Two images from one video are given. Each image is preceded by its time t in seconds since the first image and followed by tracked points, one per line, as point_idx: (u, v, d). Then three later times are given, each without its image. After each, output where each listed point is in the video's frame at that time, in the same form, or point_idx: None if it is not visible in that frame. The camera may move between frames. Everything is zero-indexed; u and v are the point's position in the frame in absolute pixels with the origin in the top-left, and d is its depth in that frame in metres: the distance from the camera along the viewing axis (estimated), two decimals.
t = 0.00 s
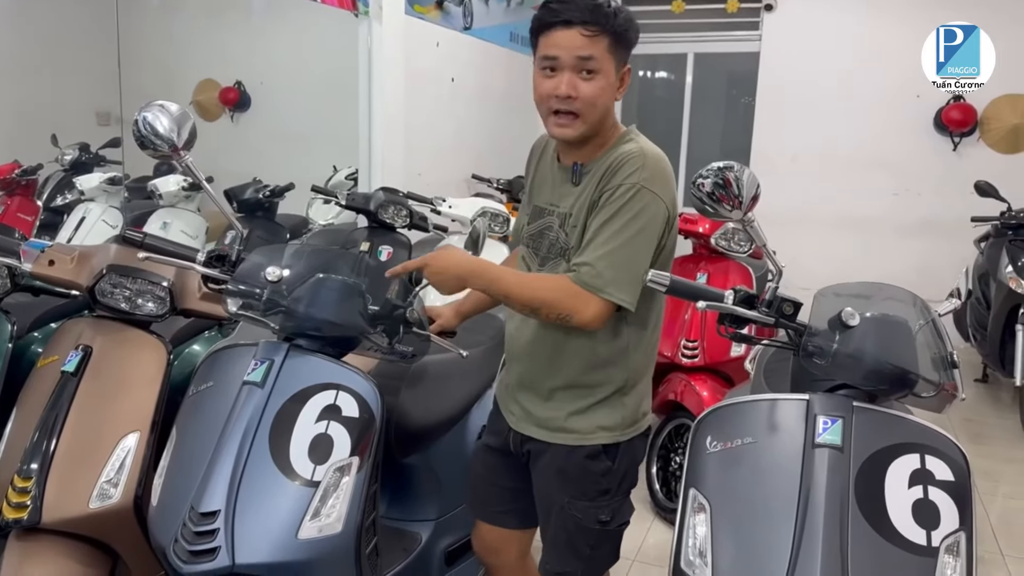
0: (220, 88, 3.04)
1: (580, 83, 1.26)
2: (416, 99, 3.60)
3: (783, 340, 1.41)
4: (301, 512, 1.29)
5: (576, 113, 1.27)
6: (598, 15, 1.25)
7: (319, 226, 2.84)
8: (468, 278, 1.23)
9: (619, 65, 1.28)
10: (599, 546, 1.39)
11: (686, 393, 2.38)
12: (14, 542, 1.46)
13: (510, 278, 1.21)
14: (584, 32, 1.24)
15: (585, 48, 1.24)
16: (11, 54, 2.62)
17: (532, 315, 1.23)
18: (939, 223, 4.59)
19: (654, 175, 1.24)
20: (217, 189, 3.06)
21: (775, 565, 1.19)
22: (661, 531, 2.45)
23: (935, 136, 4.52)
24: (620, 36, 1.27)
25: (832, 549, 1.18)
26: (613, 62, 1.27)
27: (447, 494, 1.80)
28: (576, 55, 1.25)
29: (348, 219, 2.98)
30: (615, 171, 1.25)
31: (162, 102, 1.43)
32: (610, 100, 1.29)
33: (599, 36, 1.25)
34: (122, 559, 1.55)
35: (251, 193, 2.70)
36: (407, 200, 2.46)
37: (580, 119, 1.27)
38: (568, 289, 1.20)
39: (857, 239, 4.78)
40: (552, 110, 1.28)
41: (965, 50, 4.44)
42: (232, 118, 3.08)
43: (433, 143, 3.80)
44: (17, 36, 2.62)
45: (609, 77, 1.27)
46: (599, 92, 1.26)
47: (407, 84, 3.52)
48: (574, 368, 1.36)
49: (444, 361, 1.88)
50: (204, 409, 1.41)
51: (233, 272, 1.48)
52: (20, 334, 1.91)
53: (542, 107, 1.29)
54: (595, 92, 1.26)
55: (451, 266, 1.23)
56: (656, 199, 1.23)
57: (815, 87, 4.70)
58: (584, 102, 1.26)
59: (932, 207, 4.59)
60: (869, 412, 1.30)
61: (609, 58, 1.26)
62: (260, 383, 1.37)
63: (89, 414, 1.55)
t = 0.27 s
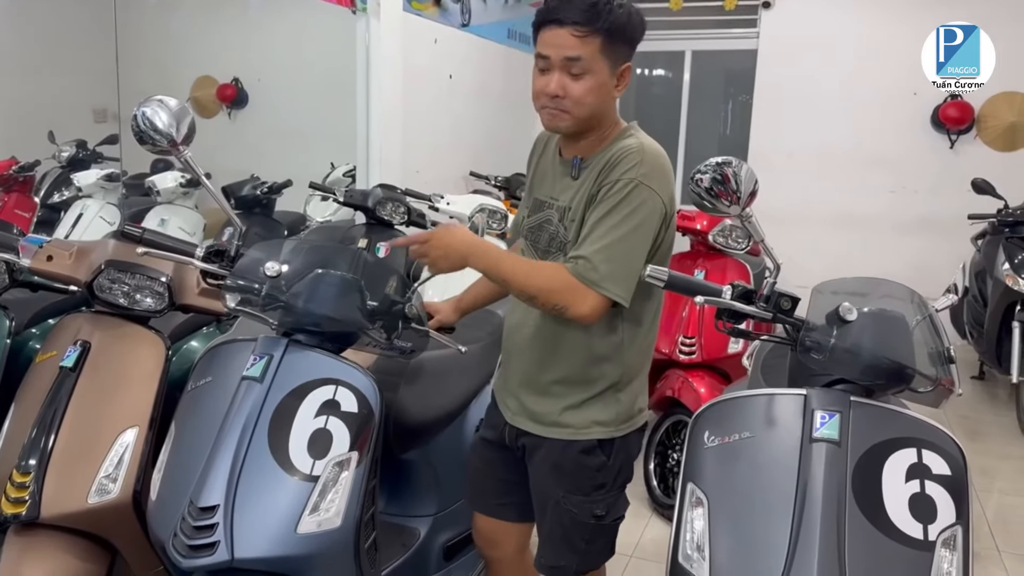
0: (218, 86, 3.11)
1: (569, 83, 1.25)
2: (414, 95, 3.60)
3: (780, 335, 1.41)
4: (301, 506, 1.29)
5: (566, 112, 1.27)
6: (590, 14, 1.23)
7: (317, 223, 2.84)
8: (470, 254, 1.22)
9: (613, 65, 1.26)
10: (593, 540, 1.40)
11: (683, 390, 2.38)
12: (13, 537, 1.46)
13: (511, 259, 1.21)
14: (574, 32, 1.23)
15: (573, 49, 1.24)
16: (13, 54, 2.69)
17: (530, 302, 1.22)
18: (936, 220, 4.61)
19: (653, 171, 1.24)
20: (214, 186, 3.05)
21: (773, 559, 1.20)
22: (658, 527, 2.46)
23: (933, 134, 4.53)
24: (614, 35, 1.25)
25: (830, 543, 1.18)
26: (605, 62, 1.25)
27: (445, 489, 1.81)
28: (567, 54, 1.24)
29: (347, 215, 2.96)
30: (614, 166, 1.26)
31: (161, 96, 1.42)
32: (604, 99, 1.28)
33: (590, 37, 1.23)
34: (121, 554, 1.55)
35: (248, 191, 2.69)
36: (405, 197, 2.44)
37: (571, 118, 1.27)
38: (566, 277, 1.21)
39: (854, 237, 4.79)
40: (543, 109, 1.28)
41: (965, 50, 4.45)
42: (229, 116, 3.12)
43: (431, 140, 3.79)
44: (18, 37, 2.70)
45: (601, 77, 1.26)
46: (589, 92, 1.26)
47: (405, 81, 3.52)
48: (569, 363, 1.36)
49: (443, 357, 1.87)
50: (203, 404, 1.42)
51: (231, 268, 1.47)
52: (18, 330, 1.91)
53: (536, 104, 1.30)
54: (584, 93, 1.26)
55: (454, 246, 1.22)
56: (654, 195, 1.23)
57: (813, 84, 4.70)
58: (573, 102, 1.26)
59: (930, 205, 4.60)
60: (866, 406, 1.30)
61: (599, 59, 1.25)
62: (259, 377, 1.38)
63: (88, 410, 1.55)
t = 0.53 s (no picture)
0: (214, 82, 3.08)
1: (529, 84, 1.28)
2: (411, 92, 3.60)
3: (775, 328, 1.42)
4: (298, 498, 1.30)
5: (532, 111, 1.30)
6: (538, 16, 1.24)
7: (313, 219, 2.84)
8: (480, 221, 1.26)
9: (570, 63, 1.25)
10: (582, 532, 1.40)
11: (679, 385, 2.39)
12: (11, 530, 1.46)
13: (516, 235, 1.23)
14: (524, 35, 1.24)
15: (526, 50, 1.26)
16: (14, 54, 2.79)
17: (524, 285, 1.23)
18: (932, 218, 4.62)
19: (643, 167, 1.24)
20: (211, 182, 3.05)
21: (768, 548, 1.21)
22: (654, 522, 2.46)
23: (928, 132, 4.55)
24: (569, 34, 1.23)
25: (825, 533, 1.19)
26: (559, 63, 1.25)
27: (441, 482, 1.81)
28: (524, 56, 1.26)
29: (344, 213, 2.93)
30: (605, 161, 1.25)
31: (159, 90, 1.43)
32: (568, 97, 1.27)
33: (539, 37, 1.24)
34: (119, 547, 1.56)
35: (245, 186, 2.70)
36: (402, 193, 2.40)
37: (537, 117, 1.30)
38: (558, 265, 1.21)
39: (849, 233, 4.80)
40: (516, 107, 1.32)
41: (965, 50, 4.46)
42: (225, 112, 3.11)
43: (428, 136, 3.80)
44: (18, 36, 2.81)
45: (555, 77, 1.25)
46: (547, 92, 1.27)
47: (403, 78, 3.52)
48: (560, 356, 1.36)
49: (441, 351, 1.88)
50: (202, 397, 1.42)
51: (230, 261, 1.48)
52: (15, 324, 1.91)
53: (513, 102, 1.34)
54: (540, 93, 1.27)
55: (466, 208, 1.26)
56: (643, 192, 1.23)
57: (809, 82, 4.71)
58: (533, 102, 1.28)
59: (925, 202, 4.62)
60: (860, 398, 1.31)
61: (551, 60, 1.24)
62: (256, 369, 1.38)
63: (85, 402, 1.56)
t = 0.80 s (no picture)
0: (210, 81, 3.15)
1: (517, 83, 1.28)
2: (409, 89, 3.60)
3: (772, 323, 1.43)
4: (296, 492, 1.31)
5: (522, 109, 1.30)
6: (523, 15, 1.25)
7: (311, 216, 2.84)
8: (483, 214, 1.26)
9: (556, 60, 1.25)
10: (578, 526, 1.39)
11: (676, 381, 2.40)
12: (9, 525, 1.47)
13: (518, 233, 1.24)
14: (510, 35, 1.25)
15: (513, 49, 1.26)
16: (13, 55, 2.84)
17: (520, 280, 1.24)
18: (928, 216, 4.64)
19: (634, 164, 1.24)
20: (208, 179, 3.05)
21: (763, 541, 1.22)
22: (651, 518, 2.47)
23: (924, 130, 4.56)
24: (555, 31, 1.24)
25: (820, 526, 1.20)
26: (546, 61, 1.25)
27: (439, 477, 1.82)
28: (511, 54, 1.27)
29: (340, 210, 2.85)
30: (596, 159, 1.26)
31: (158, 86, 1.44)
32: (556, 94, 1.28)
33: (525, 36, 1.25)
34: (117, 542, 1.56)
35: (242, 183, 2.70)
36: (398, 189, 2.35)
37: (527, 115, 1.30)
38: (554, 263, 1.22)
39: (845, 230, 4.81)
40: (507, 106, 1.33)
41: (965, 50, 4.47)
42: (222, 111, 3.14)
43: (425, 133, 3.80)
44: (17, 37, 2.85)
45: (542, 74, 1.26)
46: (536, 90, 1.27)
47: (401, 76, 3.52)
48: (554, 351, 1.37)
49: (439, 346, 1.89)
50: (200, 392, 1.42)
51: (227, 256, 1.48)
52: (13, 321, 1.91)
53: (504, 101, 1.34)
54: (529, 91, 1.27)
55: (469, 199, 1.25)
56: (634, 189, 1.23)
57: (806, 80, 4.72)
58: (523, 101, 1.29)
59: (921, 200, 4.64)
60: (855, 392, 1.32)
61: (538, 58, 1.25)
62: (254, 364, 1.38)
63: (83, 398, 1.56)
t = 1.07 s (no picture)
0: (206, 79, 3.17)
1: (511, 85, 1.29)
2: (406, 89, 3.60)
3: (770, 320, 1.44)
4: (296, 488, 1.31)
5: (516, 110, 1.31)
6: (514, 17, 1.25)
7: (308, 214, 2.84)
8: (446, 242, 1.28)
9: (549, 61, 1.26)
10: (577, 522, 1.40)
11: (674, 380, 2.40)
12: (9, 522, 1.47)
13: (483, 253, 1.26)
14: (503, 37, 1.26)
15: (505, 52, 1.27)
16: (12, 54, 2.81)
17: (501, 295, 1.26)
18: (924, 215, 4.66)
19: (624, 165, 1.23)
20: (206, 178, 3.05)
21: (761, 537, 1.23)
22: (649, 516, 2.48)
23: (920, 130, 4.58)
24: (546, 32, 1.24)
25: (818, 522, 1.21)
26: (539, 62, 1.26)
27: (438, 474, 1.82)
28: (504, 57, 1.28)
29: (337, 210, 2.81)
30: (586, 161, 1.26)
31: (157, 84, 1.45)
32: (550, 95, 1.28)
33: (517, 38, 1.25)
34: (116, 539, 1.56)
35: (240, 182, 2.70)
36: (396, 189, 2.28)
37: (522, 116, 1.31)
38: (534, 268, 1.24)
39: (842, 229, 4.82)
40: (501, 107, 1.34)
41: (965, 50, 4.48)
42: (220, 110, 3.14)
43: (423, 132, 3.80)
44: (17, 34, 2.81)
45: (536, 75, 1.27)
46: (530, 91, 1.28)
47: (399, 75, 3.52)
48: (551, 349, 1.38)
49: (438, 344, 1.88)
50: (200, 389, 1.43)
51: (227, 253, 1.48)
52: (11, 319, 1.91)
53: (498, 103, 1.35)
54: (523, 93, 1.28)
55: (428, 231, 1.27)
56: (623, 191, 1.23)
57: (803, 80, 4.73)
58: (517, 102, 1.29)
59: (918, 200, 4.65)
60: (852, 388, 1.32)
61: (531, 59, 1.26)
62: (254, 361, 1.39)
63: (82, 396, 1.56)
